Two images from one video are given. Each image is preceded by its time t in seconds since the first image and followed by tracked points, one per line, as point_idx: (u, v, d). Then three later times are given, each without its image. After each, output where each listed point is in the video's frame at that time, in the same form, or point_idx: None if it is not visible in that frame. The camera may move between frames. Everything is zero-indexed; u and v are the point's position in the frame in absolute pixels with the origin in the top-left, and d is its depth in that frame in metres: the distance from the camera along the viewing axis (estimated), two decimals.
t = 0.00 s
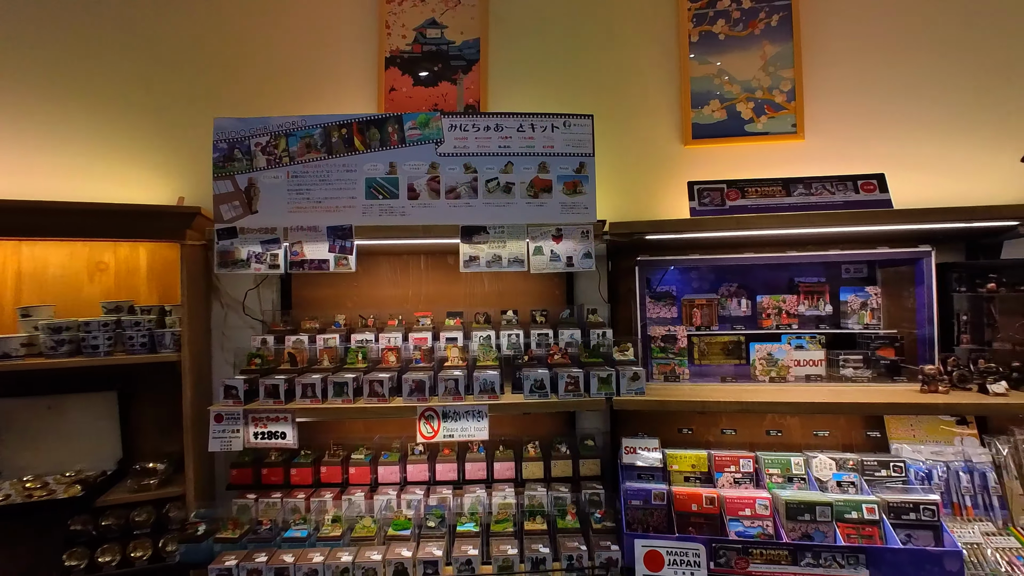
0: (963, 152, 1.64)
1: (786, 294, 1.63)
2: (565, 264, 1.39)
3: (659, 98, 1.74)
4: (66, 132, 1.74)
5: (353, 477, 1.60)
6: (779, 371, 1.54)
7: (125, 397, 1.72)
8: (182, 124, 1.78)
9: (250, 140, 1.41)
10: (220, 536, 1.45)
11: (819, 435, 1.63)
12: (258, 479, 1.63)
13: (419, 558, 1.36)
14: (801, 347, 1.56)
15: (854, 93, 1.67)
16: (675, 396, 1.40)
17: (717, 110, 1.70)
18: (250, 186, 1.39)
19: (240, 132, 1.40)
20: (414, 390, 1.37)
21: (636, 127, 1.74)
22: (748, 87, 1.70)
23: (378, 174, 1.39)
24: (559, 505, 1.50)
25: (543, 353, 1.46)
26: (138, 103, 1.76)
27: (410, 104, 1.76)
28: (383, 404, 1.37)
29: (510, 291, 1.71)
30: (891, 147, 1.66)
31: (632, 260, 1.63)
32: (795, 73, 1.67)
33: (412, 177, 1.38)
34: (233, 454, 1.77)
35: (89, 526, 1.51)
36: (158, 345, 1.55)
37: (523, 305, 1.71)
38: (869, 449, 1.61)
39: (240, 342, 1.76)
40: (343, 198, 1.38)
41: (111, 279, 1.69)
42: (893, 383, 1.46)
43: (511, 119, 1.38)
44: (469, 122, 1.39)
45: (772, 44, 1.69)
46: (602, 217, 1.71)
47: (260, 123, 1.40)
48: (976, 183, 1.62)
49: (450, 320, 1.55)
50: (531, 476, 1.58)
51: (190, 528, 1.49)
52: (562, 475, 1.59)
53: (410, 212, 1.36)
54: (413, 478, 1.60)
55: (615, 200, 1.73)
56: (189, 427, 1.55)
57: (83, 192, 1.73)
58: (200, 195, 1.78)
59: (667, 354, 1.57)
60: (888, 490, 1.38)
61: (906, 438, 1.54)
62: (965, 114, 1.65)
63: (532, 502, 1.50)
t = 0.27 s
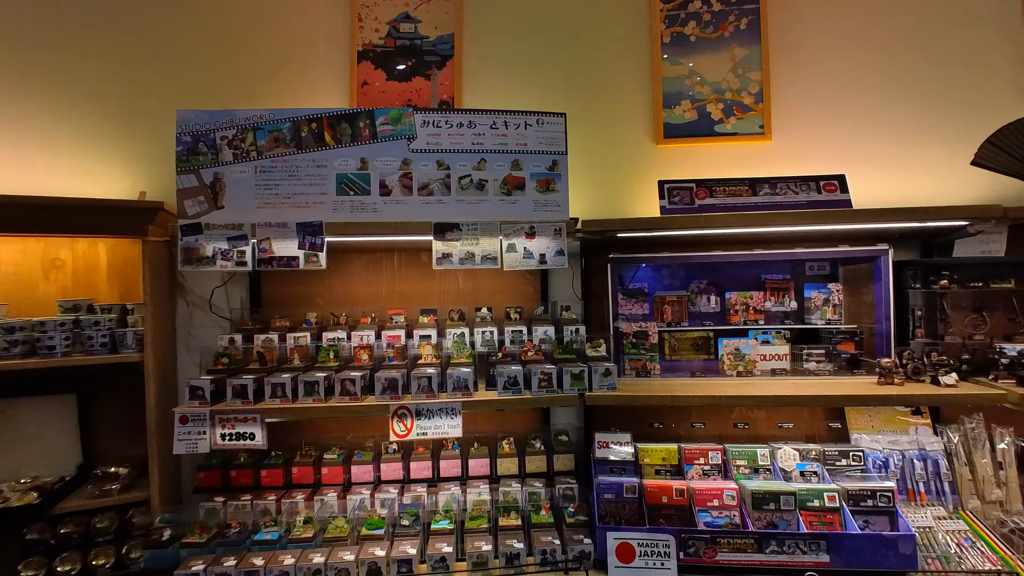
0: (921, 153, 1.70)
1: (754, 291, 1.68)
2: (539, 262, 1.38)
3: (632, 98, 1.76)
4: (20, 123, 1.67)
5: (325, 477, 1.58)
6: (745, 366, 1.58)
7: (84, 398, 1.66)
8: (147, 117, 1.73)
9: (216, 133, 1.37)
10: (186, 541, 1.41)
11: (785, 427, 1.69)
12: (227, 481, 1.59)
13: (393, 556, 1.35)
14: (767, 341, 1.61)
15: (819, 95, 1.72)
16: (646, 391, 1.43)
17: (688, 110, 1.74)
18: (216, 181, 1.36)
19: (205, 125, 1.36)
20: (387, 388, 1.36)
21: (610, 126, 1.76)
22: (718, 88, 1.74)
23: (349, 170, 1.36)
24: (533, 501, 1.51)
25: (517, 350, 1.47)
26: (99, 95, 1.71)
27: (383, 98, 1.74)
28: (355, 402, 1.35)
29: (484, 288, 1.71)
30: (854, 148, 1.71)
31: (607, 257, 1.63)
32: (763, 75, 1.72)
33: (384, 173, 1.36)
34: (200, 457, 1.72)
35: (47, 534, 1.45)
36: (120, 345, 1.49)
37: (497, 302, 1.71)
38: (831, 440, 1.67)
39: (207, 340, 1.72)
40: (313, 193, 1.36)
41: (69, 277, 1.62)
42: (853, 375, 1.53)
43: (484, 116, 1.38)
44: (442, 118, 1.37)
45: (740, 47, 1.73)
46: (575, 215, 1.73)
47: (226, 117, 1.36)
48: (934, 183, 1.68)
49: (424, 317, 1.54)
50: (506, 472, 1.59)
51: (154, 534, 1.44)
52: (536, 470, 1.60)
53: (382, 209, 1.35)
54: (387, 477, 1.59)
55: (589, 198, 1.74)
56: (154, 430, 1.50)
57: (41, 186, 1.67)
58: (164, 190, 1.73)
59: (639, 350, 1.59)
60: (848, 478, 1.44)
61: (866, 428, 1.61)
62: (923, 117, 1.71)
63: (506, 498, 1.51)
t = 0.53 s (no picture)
0: (879, 152, 1.76)
1: (720, 286, 1.72)
2: (507, 257, 1.41)
3: (602, 96, 1.78)
4: None
5: (293, 477, 1.56)
6: (710, 359, 1.63)
7: (34, 401, 1.58)
8: (103, 108, 1.66)
9: (173, 124, 1.31)
10: (145, 547, 1.36)
11: (748, 418, 1.74)
12: (189, 484, 1.54)
13: (362, 555, 1.34)
14: (731, 335, 1.65)
15: (781, 96, 1.77)
16: (614, 384, 1.45)
17: (656, 108, 1.77)
18: (174, 174, 1.30)
19: (161, 116, 1.30)
20: (355, 386, 1.34)
21: (580, 124, 1.77)
22: (685, 87, 1.77)
23: (315, 163, 1.33)
24: (505, 495, 1.52)
25: (488, 346, 1.46)
26: (47, 82, 1.63)
27: (352, 91, 1.71)
28: (322, 400, 1.33)
29: (455, 284, 1.71)
30: (815, 147, 1.76)
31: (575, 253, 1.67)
32: (728, 76, 1.76)
33: (351, 168, 1.34)
34: (161, 460, 1.67)
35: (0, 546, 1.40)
36: (73, 346, 1.42)
37: (468, 298, 1.71)
38: (792, 429, 1.74)
39: (168, 339, 1.66)
40: (277, 187, 1.32)
41: (16, 274, 1.53)
42: (812, 367, 1.59)
43: (453, 111, 1.37)
44: (411, 113, 1.36)
45: (707, 48, 1.77)
46: (546, 211, 1.74)
47: (184, 107, 1.30)
48: (891, 181, 1.74)
49: (393, 314, 1.54)
50: (477, 468, 1.60)
51: (110, 541, 1.39)
52: (508, 465, 1.61)
53: (349, 204, 1.33)
54: (358, 475, 1.57)
55: (560, 194, 1.76)
56: (111, 432, 1.44)
57: None
58: (119, 183, 1.65)
59: (608, 344, 1.61)
60: (806, 465, 1.50)
61: (824, 417, 1.70)
62: (883, 116, 1.76)
63: (478, 493, 1.51)
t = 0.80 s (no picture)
0: (848, 151, 1.80)
1: (695, 283, 1.75)
2: (484, 253, 1.40)
3: (580, 93, 1.79)
4: None
5: (267, 477, 1.53)
6: (685, 354, 1.66)
7: None
8: (66, 100, 1.60)
9: (138, 116, 1.26)
10: (112, 553, 1.32)
11: (722, 411, 1.78)
12: (159, 488, 1.50)
13: (339, 555, 1.32)
14: (705, 331, 1.68)
15: (755, 95, 1.81)
16: (591, 380, 1.46)
17: (633, 106, 1.78)
18: (140, 167, 1.26)
19: (126, 107, 1.26)
20: (330, 384, 1.32)
21: (558, 121, 1.78)
22: (661, 86, 1.79)
23: (287, 158, 1.30)
24: (483, 492, 1.52)
25: (465, 343, 1.45)
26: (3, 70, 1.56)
27: (326, 85, 1.68)
28: (296, 399, 1.30)
29: (433, 280, 1.69)
30: (787, 146, 1.80)
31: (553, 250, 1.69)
32: (703, 75, 1.78)
33: (325, 162, 1.31)
34: (128, 463, 1.62)
35: None
36: (33, 346, 1.37)
37: (446, 295, 1.70)
38: (764, 422, 1.78)
39: (134, 338, 1.61)
40: (248, 182, 1.29)
41: None
42: (783, 361, 1.64)
43: (429, 106, 1.36)
44: (386, 107, 1.34)
45: (683, 47, 1.79)
46: (523, 208, 1.74)
47: (150, 98, 1.26)
48: (860, 180, 1.79)
49: (369, 311, 1.52)
50: (456, 465, 1.59)
51: (75, 547, 1.34)
52: (486, 462, 1.61)
53: (323, 199, 1.30)
54: (334, 474, 1.55)
55: (537, 191, 1.76)
56: (75, 435, 1.39)
57: None
58: (81, 176, 1.59)
59: (585, 340, 1.63)
60: (778, 457, 1.53)
61: (796, 410, 1.75)
62: (852, 116, 1.80)
63: (456, 490, 1.51)
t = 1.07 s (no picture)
0: (821, 151, 1.84)
1: (672, 279, 1.77)
2: (462, 250, 1.41)
3: (560, 90, 1.79)
4: None
5: (242, 479, 1.50)
6: (663, 350, 1.68)
7: None
8: (26, 90, 1.54)
9: (103, 107, 1.21)
10: (78, 560, 1.28)
11: (699, 406, 1.81)
12: (128, 492, 1.46)
13: (316, 557, 1.30)
14: (683, 327, 1.70)
15: (731, 95, 1.83)
16: (570, 376, 1.47)
17: (612, 104, 1.79)
18: (105, 161, 1.21)
19: (90, 98, 1.20)
20: (306, 383, 1.30)
21: (537, 118, 1.78)
22: (640, 84, 1.80)
23: (260, 152, 1.27)
24: (463, 490, 1.52)
25: (444, 340, 1.45)
26: None
27: (302, 78, 1.65)
28: (271, 399, 1.28)
29: (412, 277, 1.68)
30: (762, 145, 1.84)
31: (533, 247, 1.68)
32: (681, 74, 1.80)
33: (299, 157, 1.29)
34: (96, 466, 1.57)
35: None
36: None
37: (426, 292, 1.69)
38: (740, 416, 1.81)
39: (101, 338, 1.56)
40: (219, 176, 1.26)
41: None
42: (757, 356, 1.68)
43: (406, 101, 1.34)
44: (362, 102, 1.32)
45: (661, 46, 1.80)
46: (502, 205, 1.74)
47: (115, 89, 1.21)
48: (832, 179, 1.83)
49: (347, 308, 1.50)
50: (435, 463, 1.59)
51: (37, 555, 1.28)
52: (466, 460, 1.61)
53: (297, 194, 1.28)
54: (311, 475, 1.53)
55: (517, 188, 1.76)
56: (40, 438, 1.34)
57: None
58: (42, 169, 1.53)
59: (564, 337, 1.64)
60: (752, 450, 1.57)
61: (770, 404, 1.77)
62: (824, 116, 1.84)
63: (435, 488, 1.50)
